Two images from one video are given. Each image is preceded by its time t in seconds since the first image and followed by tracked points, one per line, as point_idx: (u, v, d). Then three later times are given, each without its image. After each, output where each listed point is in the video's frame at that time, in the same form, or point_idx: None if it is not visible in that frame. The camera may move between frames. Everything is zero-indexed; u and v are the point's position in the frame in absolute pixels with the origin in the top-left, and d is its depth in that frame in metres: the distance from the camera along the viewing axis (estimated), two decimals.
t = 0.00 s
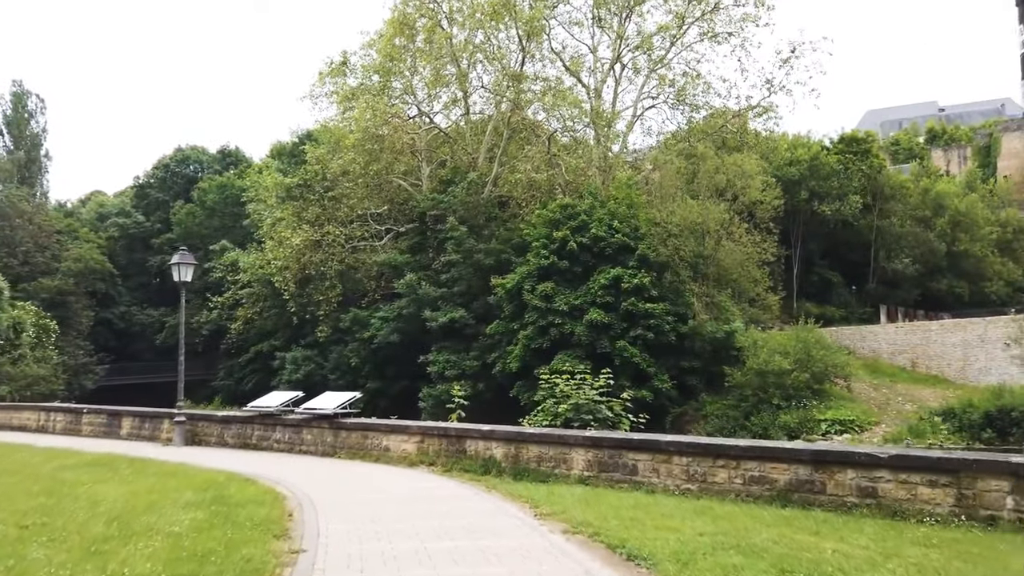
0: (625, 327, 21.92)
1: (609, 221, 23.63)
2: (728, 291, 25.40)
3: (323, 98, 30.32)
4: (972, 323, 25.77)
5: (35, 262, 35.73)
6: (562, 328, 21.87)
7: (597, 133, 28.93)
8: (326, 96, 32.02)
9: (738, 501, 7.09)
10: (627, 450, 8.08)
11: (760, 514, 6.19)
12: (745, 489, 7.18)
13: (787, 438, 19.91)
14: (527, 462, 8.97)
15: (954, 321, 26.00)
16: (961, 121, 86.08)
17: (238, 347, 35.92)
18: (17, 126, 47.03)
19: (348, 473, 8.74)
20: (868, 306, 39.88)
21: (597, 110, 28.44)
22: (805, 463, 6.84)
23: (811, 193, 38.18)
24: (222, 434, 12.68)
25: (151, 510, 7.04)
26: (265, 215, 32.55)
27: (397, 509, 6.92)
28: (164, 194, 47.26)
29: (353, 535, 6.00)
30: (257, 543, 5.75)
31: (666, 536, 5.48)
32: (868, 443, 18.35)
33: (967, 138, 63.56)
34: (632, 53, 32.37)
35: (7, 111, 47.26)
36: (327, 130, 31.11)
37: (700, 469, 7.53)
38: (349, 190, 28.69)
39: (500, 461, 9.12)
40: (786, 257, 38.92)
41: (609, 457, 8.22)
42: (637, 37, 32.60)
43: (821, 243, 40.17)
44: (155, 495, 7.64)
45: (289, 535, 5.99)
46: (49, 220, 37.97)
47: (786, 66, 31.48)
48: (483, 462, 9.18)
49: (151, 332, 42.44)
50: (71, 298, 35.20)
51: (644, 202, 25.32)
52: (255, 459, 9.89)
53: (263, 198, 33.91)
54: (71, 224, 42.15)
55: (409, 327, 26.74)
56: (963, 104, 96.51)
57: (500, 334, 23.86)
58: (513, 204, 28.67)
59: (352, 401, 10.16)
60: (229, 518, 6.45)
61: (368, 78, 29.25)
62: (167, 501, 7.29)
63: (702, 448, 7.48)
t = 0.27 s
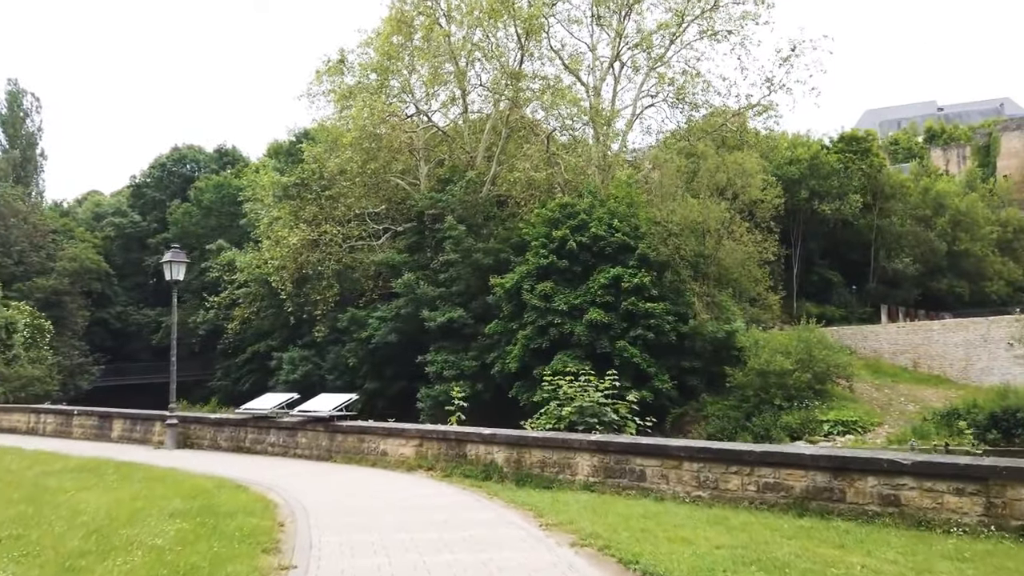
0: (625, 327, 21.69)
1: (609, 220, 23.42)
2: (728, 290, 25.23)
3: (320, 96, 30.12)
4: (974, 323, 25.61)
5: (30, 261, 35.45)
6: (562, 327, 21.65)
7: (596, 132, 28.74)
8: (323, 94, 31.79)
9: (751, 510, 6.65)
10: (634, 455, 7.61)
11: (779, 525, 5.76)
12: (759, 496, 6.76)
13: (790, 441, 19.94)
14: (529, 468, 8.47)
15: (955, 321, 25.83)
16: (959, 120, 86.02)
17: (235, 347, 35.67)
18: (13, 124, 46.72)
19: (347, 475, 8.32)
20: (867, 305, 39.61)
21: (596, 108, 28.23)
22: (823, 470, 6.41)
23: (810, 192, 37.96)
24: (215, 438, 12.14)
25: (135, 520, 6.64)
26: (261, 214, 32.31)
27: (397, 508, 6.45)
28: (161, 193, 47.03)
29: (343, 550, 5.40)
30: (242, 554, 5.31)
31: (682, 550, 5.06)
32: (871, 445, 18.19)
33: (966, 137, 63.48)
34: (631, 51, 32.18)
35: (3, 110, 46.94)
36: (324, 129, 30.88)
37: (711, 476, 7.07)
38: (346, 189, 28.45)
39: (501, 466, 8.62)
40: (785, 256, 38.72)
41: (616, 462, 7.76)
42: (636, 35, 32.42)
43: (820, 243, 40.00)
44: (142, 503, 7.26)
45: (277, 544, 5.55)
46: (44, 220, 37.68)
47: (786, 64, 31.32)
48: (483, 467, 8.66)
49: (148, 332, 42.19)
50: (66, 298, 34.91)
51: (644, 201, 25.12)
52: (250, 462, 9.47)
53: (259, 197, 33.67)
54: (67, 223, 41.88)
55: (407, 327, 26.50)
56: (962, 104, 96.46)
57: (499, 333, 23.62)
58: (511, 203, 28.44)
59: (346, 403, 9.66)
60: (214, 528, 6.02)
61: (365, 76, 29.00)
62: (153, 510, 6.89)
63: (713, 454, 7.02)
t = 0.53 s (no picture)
0: (626, 327, 21.48)
1: (609, 218, 23.21)
2: (729, 290, 25.09)
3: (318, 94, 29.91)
4: (976, 323, 25.46)
5: (26, 261, 35.19)
6: (561, 327, 21.46)
7: (595, 131, 28.58)
8: (322, 92, 31.58)
9: (770, 518, 6.15)
10: (643, 459, 7.07)
11: (799, 534, 5.37)
12: (776, 503, 6.25)
13: (792, 442, 19.88)
14: (533, 472, 7.87)
15: (957, 321, 25.70)
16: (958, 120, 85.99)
17: (232, 346, 35.46)
18: (9, 123, 46.44)
19: (347, 480, 8.06)
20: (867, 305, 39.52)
21: (596, 106, 28.05)
22: (843, 475, 5.95)
23: (810, 192, 37.80)
24: (210, 440, 11.52)
25: (121, 529, 6.41)
26: (258, 213, 32.09)
27: (395, 516, 6.18)
28: (158, 192, 46.86)
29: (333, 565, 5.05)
30: (230, 568, 5.05)
31: (699, 560, 4.75)
32: (875, 445, 18.04)
33: (965, 137, 63.42)
34: (631, 49, 32.02)
35: None
36: (322, 127, 30.68)
37: (723, 481, 6.56)
38: (344, 188, 28.23)
39: (502, 470, 8.05)
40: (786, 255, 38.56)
41: (624, 465, 7.20)
42: (636, 33, 32.24)
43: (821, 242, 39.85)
44: (128, 511, 6.99)
45: (268, 557, 5.28)
46: (40, 219, 37.46)
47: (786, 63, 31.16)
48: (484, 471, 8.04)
49: (145, 331, 42.00)
50: (62, 297, 34.65)
51: (644, 200, 24.93)
52: (248, 467, 9.23)
53: (257, 196, 33.46)
54: (63, 223, 41.63)
55: (406, 327, 26.28)
56: (960, 104, 96.40)
57: (498, 333, 23.41)
58: (511, 202, 28.25)
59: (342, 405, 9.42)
60: (202, 539, 5.78)
61: (364, 75, 28.78)
62: (140, 518, 6.67)
63: (727, 458, 6.52)
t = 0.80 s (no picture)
0: (626, 326, 21.22)
1: (609, 216, 22.98)
2: (730, 289, 24.94)
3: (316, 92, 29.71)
4: (979, 322, 25.30)
5: (21, 259, 34.88)
6: (561, 326, 21.25)
7: (595, 129, 28.58)
8: (319, 90, 31.35)
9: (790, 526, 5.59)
10: (652, 460, 6.51)
11: (822, 543, 4.97)
12: (798, 508, 5.68)
13: (795, 443, 19.71)
14: (537, 475, 7.29)
15: (960, 320, 25.53)
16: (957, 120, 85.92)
17: (229, 346, 35.19)
18: (5, 121, 46.16)
19: (343, 483, 7.76)
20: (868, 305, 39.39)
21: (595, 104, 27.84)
22: (866, 478, 5.42)
23: (811, 191, 37.63)
24: (202, 440, 11.06)
25: (100, 537, 6.15)
26: (256, 212, 31.85)
27: (391, 523, 5.87)
28: (155, 191, 46.62)
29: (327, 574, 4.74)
30: None
31: (721, 571, 4.45)
32: (879, 445, 17.85)
33: (965, 137, 63.33)
34: (631, 47, 31.84)
35: None
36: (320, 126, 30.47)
37: (738, 485, 6.01)
38: (342, 186, 27.97)
39: (502, 472, 7.49)
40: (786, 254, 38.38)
41: (632, 467, 6.63)
42: (636, 31, 32.05)
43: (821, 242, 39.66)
44: (110, 518, 6.70)
45: (254, 567, 5.00)
46: (36, 217, 37.18)
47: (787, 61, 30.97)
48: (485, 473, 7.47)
49: (141, 331, 41.74)
50: (57, 297, 34.33)
51: (645, 198, 24.71)
52: (242, 469, 8.93)
53: (254, 194, 33.21)
54: (59, 221, 41.35)
55: (404, 326, 26.00)
56: (960, 105, 96.34)
57: (497, 332, 23.16)
58: (510, 201, 28.02)
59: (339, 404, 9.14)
60: (185, 549, 5.49)
61: (361, 73, 28.54)
62: (121, 525, 6.40)
63: (742, 459, 5.96)
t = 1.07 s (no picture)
0: (626, 326, 21.02)
1: (609, 215, 22.78)
2: (730, 288, 24.79)
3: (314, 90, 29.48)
4: (981, 322, 25.13)
5: (16, 258, 34.58)
6: (560, 326, 21.00)
7: (594, 127, 28.35)
8: (317, 88, 31.11)
9: (809, 535, 5.32)
10: (660, 465, 6.20)
11: (848, 554, 4.74)
12: (813, 516, 5.43)
13: (796, 443, 19.65)
14: (539, 480, 6.94)
15: (961, 320, 25.37)
16: (956, 119, 85.80)
17: (226, 345, 34.94)
18: None
19: (336, 487, 7.49)
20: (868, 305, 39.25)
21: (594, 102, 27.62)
22: (888, 486, 5.16)
23: (811, 190, 37.46)
24: (193, 442, 10.65)
25: (75, 550, 5.89)
26: (252, 211, 31.61)
27: (383, 531, 5.62)
28: (152, 190, 46.44)
29: None
30: None
31: None
32: (881, 446, 17.68)
33: (964, 136, 63.18)
34: (630, 45, 31.66)
35: None
36: (317, 124, 30.25)
37: (752, 491, 5.72)
38: (339, 185, 27.71)
39: (503, 477, 7.12)
40: (786, 254, 38.21)
41: (640, 473, 6.30)
42: (635, 29, 31.87)
43: (821, 241, 39.50)
44: (89, 528, 6.43)
45: None
46: (31, 216, 36.88)
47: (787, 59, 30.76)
48: (485, 478, 7.10)
49: (138, 330, 41.48)
50: (52, 296, 34.04)
51: (645, 197, 24.52)
52: (233, 472, 8.67)
53: (251, 193, 32.97)
54: (55, 220, 41.06)
55: (402, 326, 25.76)
56: (959, 105, 96.21)
57: (496, 332, 22.95)
58: (508, 199, 27.84)
59: (334, 405, 8.86)
60: (164, 563, 5.23)
61: (359, 71, 28.29)
62: (99, 535, 6.15)
63: (756, 465, 5.68)
